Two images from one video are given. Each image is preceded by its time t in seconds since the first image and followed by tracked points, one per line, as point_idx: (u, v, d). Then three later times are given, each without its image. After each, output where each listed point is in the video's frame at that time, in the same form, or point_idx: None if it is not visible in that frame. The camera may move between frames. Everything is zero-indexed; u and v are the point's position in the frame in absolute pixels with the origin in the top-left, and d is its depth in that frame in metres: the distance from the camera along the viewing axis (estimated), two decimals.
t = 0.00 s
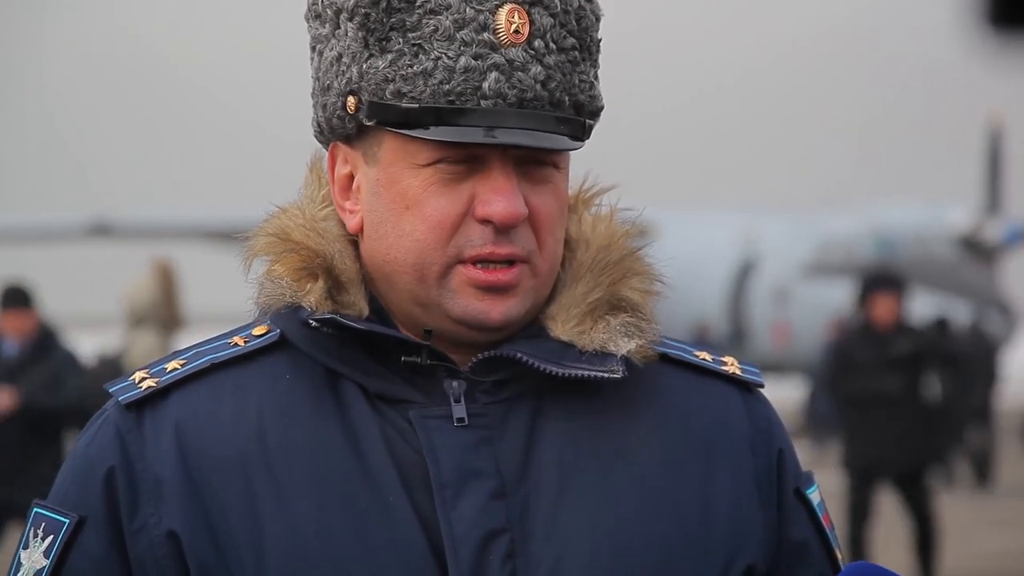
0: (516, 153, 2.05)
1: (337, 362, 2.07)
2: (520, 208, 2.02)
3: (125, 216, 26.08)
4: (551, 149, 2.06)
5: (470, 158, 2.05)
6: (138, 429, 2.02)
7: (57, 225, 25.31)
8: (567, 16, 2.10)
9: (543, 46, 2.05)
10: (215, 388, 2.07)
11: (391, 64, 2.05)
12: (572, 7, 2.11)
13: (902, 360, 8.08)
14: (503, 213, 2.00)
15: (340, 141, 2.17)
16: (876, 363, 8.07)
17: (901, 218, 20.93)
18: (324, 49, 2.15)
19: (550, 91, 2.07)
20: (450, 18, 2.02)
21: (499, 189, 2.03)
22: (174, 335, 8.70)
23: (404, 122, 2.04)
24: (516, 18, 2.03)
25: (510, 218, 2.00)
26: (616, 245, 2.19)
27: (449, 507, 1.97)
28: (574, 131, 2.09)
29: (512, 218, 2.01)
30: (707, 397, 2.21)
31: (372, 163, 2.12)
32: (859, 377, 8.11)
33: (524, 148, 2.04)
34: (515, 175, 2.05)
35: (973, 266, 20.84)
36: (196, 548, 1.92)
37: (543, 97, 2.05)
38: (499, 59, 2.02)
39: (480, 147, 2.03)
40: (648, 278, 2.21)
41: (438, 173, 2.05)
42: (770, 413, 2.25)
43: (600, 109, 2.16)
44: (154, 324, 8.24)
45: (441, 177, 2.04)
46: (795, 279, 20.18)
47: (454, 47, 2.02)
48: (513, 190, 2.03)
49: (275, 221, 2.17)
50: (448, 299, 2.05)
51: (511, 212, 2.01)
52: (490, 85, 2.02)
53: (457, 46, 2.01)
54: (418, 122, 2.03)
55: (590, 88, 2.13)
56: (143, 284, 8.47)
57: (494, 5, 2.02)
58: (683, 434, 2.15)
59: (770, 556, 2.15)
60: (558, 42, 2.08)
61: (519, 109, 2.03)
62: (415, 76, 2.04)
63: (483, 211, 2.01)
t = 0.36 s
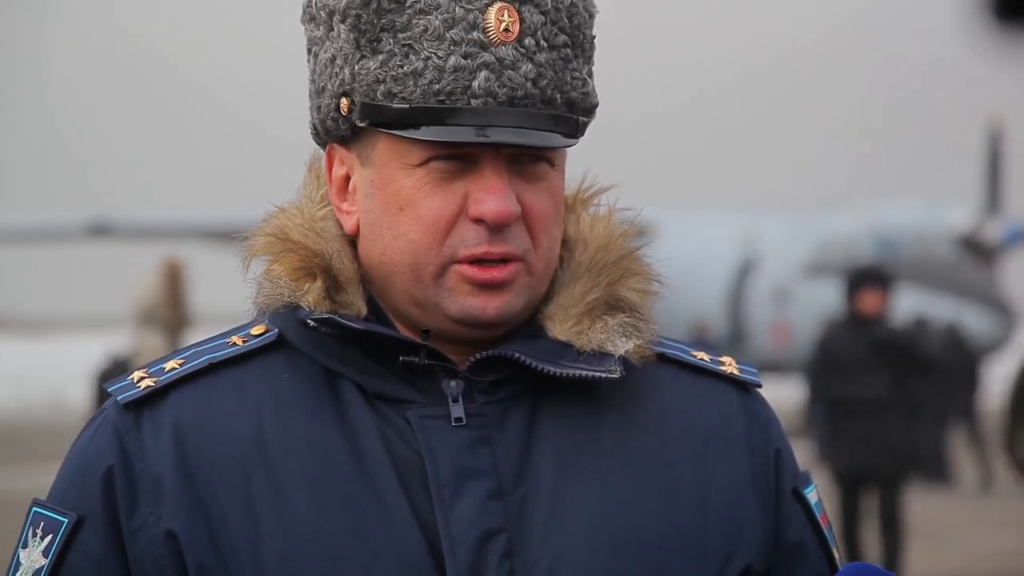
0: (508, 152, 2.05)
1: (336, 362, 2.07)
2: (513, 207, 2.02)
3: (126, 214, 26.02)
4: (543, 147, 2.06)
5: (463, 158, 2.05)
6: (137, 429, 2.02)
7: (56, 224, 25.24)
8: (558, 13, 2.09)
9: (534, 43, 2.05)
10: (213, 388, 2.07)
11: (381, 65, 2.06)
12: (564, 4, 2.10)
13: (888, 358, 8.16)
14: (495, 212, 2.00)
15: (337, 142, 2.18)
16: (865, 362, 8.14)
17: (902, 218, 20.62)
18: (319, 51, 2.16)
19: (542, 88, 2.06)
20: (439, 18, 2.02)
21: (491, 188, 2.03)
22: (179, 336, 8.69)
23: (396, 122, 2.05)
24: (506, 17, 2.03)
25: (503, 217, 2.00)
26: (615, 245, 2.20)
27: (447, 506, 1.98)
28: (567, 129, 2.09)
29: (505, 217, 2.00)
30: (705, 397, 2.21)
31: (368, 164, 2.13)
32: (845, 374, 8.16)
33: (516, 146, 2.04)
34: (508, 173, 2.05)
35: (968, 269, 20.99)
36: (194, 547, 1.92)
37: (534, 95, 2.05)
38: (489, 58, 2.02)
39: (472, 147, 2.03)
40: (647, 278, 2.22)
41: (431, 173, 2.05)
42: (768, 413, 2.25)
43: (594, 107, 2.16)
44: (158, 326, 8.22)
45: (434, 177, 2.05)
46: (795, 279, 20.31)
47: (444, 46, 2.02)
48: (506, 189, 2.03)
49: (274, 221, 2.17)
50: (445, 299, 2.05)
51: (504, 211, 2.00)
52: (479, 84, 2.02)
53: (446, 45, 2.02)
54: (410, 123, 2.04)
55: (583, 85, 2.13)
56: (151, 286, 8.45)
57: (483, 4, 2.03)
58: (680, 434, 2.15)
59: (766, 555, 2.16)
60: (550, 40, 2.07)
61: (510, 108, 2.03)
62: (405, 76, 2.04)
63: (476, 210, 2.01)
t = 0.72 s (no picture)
0: (492, 151, 2.04)
1: (333, 364, 2.07)
2: (498, 206, 2.01)
3: (127, 214, 26.00)
4: (527, 145, 2.05)
5: (448, 158, 2.05)
6: (133, 430, 2.02)
7: (57, 225, 25.25)
8: (541, 10, 2.08)
9: (514, 41, 2.04)
10: (211, 390, 2.07)
11: (364, 66, 2.06)
12: (548, 2, 2.09)
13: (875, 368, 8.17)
14: (479, 211, 2.00)
15: (329, 145, 2.19)
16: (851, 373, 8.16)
17: (902, 217, 20.80)
18: (310, 54, 2.17)
19: (523, 86, 2.05)
20: (418, 18, 2.02)
21: (475, 187, 2.03)
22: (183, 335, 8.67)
23: (379, 123, 2.05)
24: (485, 15, 2.03)
25: (486, 216, 2.00)
26: (612, 245, 2.19)
27: (445, 509, 1.98)
28: (550, 126, 2.08)
29: (488, 217, 2.00)
30: (702, 397, 2.21)
31: (357, 165, 2.13)
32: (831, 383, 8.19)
33: (499, 144, 2.03)
34: (492, 173, 2.05)
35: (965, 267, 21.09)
36: (190, 547, 1.92)
37: (515, 92, 2.04)
38: (468, 57, 2.01)
39: (455, 146, 2.03)
40: (643, 278, 2.22)
41: (416, 174, 2.05)
42: (766, 414, 2.25)
43: (581, 103, 2.14)
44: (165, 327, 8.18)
45: (419, 177, 2.05)
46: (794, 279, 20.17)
47: (423, 46, 2.02)
48: (490, 188, 2.03)
49: (271, 221, 2.17)
50: (434, 299, 2.05)
51: (487, 210, 2.00)
52: (458, 83, 2.01)
53: (426, 45, 2.02)
54: (393, 123, 2.04)
55: (568, 82, 2.11)
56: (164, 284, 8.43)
57: (463, 3, 2.02)
58: (678, 434, 2.15)
59: (764, 555, 2.16)
60: (532, 37, 2.06)
61: (491, 106, 2.02)
62: (386, 77, 2.04)
63: (461, 210, 2.01)
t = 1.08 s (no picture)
0: (484, 151, 2.04)
1: (325, 366, 2.07)
2: (491, 206, 2.01)
3: (127, 215, 25.98)
4: (520, 145, 2.05)
5: (440, 159, 2.05)
6: (128, 434, 2.02)
7: (56, 224, 25.22)
8: (533, 10, 2.08)
9: (507, 42, 2.04)
10: (204, 392, 2.07)
11: (355, 67, 2.06)
12: (540, 2, 2.09)
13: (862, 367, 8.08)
14: (472, 212, 2.00)
15: (320, 146, 2.18)
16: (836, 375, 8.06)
17: (901, 218, 20.98)
18: (301, 54, 2.17)
19: (515, 87, 2.05)
20: (410, 19, 2.02)
21: (468, 188, 2.03)
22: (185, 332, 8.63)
23: (371, 125, 2.05)
24: (477, 16, 2.02)
25: (479, 217, 2.00)
26: (605, 245, 2.19)
27: (438, 511, 1.98)
28: (543, 126, 2.08)
29: (481, 217, 2.00)
30: (695, 396, 2.21)
31: (348, 166, 2.13)
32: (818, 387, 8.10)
33: (492, 145, 2.03)
34: (484, 173, 2.05)
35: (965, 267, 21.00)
36: (184, 550, 1.92)
37: (507, 93, 2.04)
38: (460, 58, 2.01)
39: (447, 147, 2.03)
40: (637, 278, 2.22)
41: (407, 175, 2.05)
42: (761, 412, 2.25)
43: (573, 103, 2.14)
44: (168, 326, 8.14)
45: (411, 178, 2.05)
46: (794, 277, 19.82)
47: (415, 47, 2.02)
48: (482, 188, 2.03)
49: (263, 223, 2.17)
50: (426, 300, 2.05)
51: (480, 210, 2.00)
52: (451, 84, 2.02)
53: (417, 46, 2.02)
54: (384, 125, 2.04)
55: (560, 82, 2.11)
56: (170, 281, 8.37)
57: (454, 3, 2.02)
58: (672, 433, 2.15)
59: (759, 555, 2.16)
60: (524, 38, 2.06)
61: (483, 107, 2.02)
62: (378, 78, 2.04)
63: (453, 210, 2.01)
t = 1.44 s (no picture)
0: (479, 151, 2.05)
1: (324, 366, 2.08)
2: (486, 206, 2.02)
3: (127, 214, 25.96)
4: (515, 145, 2.05)
5: (435, 160, 2.05)
6: (127, 433, 2.02)
7: (57, 224, 25.21)
8: (527, 10, 2.08)
9: (500, 42, 2.04)
10: (203, 391, 2.07)
11: (350, 68, 2.07)
12: (534, 2, 2.09)
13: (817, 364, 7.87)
14: (468, 212, 2.00)
15: (317, 147, 2.19)
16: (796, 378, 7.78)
17: (903, 218, 21.01)
18: (297, 56, 2.17)
19: (510, 86, 2.05)
20: (404, 20, 2.02)
21: (464, 188, 2.03)
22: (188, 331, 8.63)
23: (367, 126, 2.06)
24: (471, 16, 2.03)
25: (475, 216, 2.00)
26: (604, 246, 2.20)
27: (436, 510, 1.98)
28: (538, 126, 2.08)
29: (477, 217, 2.00)
30: (694, 397, 2.22)
31: (345, 167, 2.13)
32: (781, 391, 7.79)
33: (488, 145, 2.03)
34: (480, 173, 2.05)
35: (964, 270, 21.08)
36: (182, 547, 1.93)
37: (501, 93, 2.04)
38: (454, 58, 2.01)
39: (442, 148, 2.03)
40: (635, 278, 2.22)
41: (403, 175, 2.05)
42: (758, 413, 2.26)
43: (569, 103, 2.15)
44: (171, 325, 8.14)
45: (406, 179, 2.05)
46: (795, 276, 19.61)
47: (409, 48, 2.02)
48: (478, 189, 2.03)
49: (261, 224, 2.17)
50: (422, 300, 2.06)
51: (475, 210, 2.00)
52: (445, 84, 2.02)
53: (412, 47, 2.02)
54: (380, 126, 2.04)
55: (555, 82, 2.11)
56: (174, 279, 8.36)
57: (448, 4, 2.03)
58: (670, 432, 2.16)
59: (757, 555, 2.16)
60: (518, 37, 2.06)
61: (477, 107, 2.03)
62: (372, 79, 2.05)
63: (448, 210, 2.01)
